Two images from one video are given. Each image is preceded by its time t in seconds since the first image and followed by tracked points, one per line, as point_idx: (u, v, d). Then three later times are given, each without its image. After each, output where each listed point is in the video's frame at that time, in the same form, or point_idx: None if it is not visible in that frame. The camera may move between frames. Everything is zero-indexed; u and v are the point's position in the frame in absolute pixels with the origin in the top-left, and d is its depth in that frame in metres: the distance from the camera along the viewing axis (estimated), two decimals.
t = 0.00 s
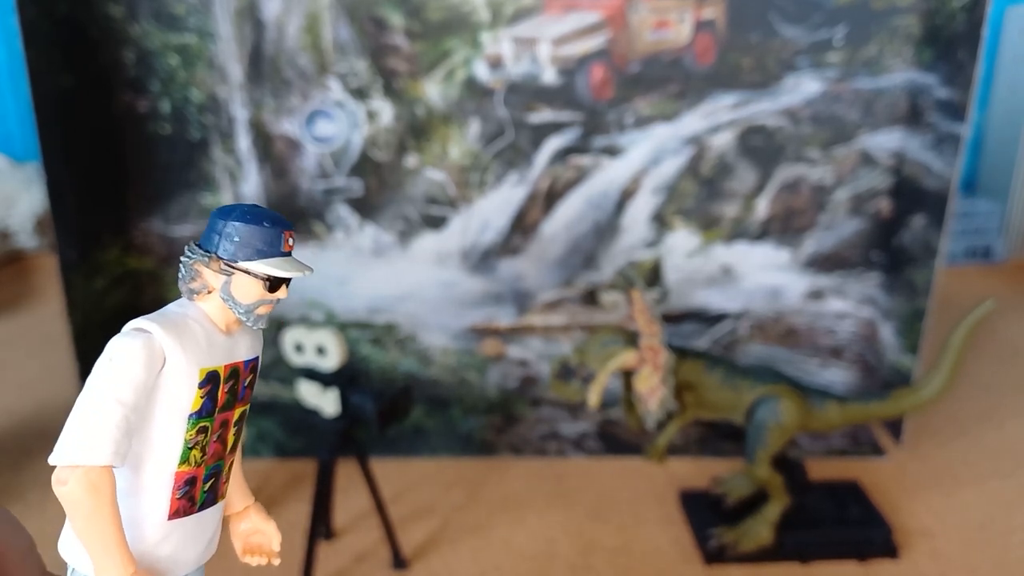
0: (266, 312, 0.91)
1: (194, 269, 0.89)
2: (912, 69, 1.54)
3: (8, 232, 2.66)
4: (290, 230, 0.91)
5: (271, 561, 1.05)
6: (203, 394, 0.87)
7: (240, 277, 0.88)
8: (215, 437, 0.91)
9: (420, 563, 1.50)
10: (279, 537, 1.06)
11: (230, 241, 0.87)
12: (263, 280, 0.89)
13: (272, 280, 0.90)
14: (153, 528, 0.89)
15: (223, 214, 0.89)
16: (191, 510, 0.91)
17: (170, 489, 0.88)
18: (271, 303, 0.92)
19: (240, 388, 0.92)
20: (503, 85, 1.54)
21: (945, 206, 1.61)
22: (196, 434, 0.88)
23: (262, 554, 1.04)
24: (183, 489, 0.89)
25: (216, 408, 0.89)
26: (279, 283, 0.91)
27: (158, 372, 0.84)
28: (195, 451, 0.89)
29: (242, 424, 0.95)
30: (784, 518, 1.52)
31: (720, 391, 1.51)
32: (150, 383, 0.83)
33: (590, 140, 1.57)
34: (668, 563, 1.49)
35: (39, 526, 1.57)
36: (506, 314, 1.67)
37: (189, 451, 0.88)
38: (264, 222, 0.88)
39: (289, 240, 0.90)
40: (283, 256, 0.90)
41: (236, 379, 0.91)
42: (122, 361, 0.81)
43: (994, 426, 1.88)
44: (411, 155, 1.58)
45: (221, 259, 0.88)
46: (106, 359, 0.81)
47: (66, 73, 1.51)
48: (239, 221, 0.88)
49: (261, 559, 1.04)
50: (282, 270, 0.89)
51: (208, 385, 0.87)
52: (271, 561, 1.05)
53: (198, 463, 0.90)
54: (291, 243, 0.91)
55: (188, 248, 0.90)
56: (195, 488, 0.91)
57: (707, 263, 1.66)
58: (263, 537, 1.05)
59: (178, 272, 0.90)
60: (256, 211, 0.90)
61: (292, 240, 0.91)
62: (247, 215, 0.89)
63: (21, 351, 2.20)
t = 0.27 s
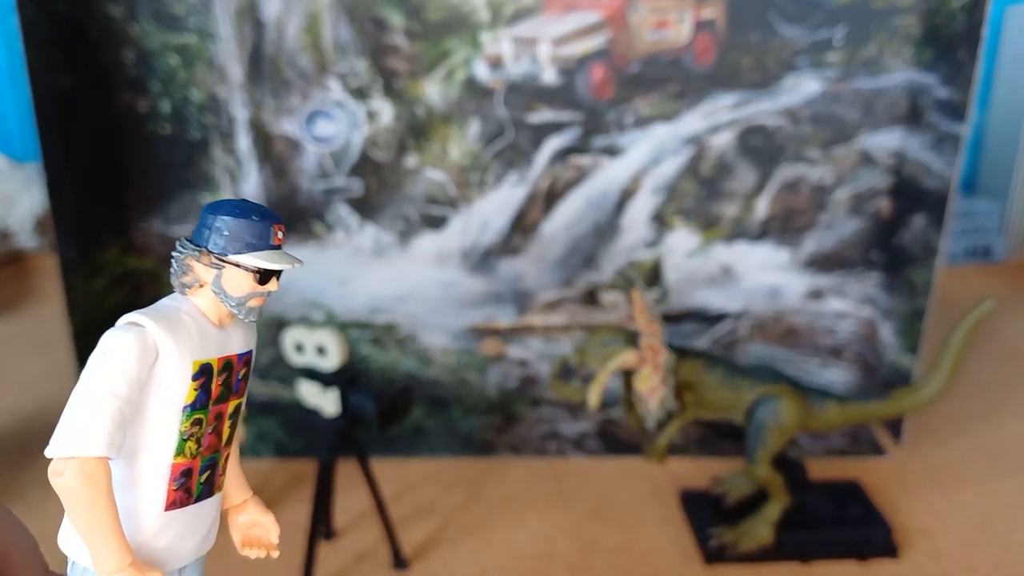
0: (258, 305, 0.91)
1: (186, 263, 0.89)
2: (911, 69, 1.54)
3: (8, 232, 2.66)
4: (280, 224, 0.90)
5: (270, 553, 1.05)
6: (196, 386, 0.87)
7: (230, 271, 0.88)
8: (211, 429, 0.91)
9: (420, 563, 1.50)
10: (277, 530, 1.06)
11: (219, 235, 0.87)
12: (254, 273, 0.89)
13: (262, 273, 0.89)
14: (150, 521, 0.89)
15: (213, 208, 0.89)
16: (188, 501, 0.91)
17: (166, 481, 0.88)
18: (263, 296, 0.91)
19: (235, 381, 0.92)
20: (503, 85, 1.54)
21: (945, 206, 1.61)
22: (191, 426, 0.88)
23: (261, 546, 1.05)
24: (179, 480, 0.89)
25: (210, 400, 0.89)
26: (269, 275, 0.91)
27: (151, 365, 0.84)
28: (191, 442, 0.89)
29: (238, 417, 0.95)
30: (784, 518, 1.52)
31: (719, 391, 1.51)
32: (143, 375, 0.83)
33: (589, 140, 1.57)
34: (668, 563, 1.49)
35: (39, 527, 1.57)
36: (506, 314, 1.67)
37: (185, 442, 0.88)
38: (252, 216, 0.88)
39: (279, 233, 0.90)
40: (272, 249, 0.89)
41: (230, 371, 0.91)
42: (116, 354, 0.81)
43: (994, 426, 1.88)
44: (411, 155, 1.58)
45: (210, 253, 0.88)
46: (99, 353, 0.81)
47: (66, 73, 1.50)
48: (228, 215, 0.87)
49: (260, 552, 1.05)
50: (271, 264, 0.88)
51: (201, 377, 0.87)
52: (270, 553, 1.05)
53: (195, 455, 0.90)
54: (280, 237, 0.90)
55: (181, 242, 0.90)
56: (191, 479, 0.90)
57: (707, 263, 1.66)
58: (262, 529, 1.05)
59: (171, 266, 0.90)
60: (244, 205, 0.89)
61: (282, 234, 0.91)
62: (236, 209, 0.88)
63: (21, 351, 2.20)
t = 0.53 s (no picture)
0: (253, 308, 0.91)
1: (181, 268, 0.89)
2: (911, 68, 1.54)
3: (8, 232, 2.67)
4: (274, 228, 0.91)
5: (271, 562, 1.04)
6: (192, 390, 0.87)
7: (225, 275, 0.88)
8: (207, 433, 0.91)
9: (420, 562, 1.50)
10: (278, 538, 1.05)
11: (214, 239, 0.87)
12: (248, 277, 0.89)
13: (256, 277, 0.89)
14: (146, 526, 0.89)
15: (209, 213, 0.89)
16: (184, 506, 0.91)
17: (162, 484, 0.88)
18: (257, 300, 0.91)
19: (231, 386, 0.92)
20: (503, 84, 1.54)
21: (945, 206, 1.61)
22: (187, 430, 0.88)
23: (262, 554, 1.04)
24: (176, 484, 0.89)
25: (206, 404, 0.89)
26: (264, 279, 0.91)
27: (147, 370, 0.84)
28: (187, 447, 0.89)
29: (235, 422, 0.95)
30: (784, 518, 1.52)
31: (720, 390, 1.51)
32: (138, 379, 0.83)
33: (590, 140, 1.57)
34: (669, 562, 1.49)
35: (39, 527, 1.57)
36: (506, 313, 1.67)
37: (181, 446, 0.88)
38: (247, 220, 0.88)
39: (273, 237, 0.90)
40: (266, 253, 0.89)
41: (226, 376, 0.91)
42: (111, 357, 0.81)
43: (994, 425, 1.88)
44: (411, 155, 1.58)
45: (206, 257, 0.88)
46: (94, 356, 0.81)
47: (66, 73, 1.50)
48: (223, 220, 0.88)
49: (260, 560, 1.04)
50: (265, 268, 0.89)
51: (196, 381, 0.87)
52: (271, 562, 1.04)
53: (190, 460, 0.90)
54: (275, 240, 0.91)
55: (176, 247, 0.90)
56: (188, 483, 0.90)
57: (707, 263, 1.66)
58: (263, 537, 1.04)
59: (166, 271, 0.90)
60: (239, 210, 0.90)
61: (276, 237, 0.91)
62: (230, 213, 0.89)
63: (21, 351, 2.20)
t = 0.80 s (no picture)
0: (176, 259, 0.88)
1: (102, 225, 0.88)
2: (911, 68, 1.55)
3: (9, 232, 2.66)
4: (187, 176, 0.88)
5: (256, 534, 0.96)
6: (119, 343, 0.86)
7: (136, 226, 0.86)
8: (147, 390, 0.88)
9: (420, 562, 1.50)
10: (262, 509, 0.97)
11: (124, 192, 0.86)
12: (159, 226, 0.86)
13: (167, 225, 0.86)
14: (90, 486, 0.86)
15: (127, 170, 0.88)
16: (131, 465, 0.88)
17: (101, 440, 0.86)
18: (182, 251, 0.89)
19: (174, 344, 0.90)
20: (503, 84, 1.54)
21: (945, 205, 1.61)
22: (119, 383, 0.86)
23: (246, 526, 0.96)
24: (116, 441, 0.87)
25: (139, 358, 0.87)
26: (179, 228, 0.87)
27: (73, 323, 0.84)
28: (123, 402, 0.87)
29: (187, 382, 0.92)
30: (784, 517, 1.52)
31: (719, 390, 1.52)
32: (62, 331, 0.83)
33: (590, 140, 1.57)
34: (669, 562, 1.49)
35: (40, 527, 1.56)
36: (506, 313, 1.67)
37: (115, 401, 0.86)
38: (154, 170, 0.86)
39: (185, 185, 0.87)
40: (179, 201, 0.86)
41: (165, 333, 0.89)
42: (33, 312, 0.82)
43: (994, 425, 1.88)
44: (411, 155, 1.58)
45: (118, 211, 0.86)
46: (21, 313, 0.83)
47: (66, 73, 1.50)
48: (132, 173, 0.86)
49: (243, 531, 0.96)
50: (176, 214, 0.86)
51: (123, 334, 0.86)
52: (256, 533, 0.96)
53: (129, 415, 0.87)
54: (188, 189, 0.87)
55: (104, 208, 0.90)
56: (131, 440, 0.87)
57: (707, 263, 1.66)
58: (244, 507, 0.97)
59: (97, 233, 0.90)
60: (152, 163, 0.88)
61: (191, 185, 0.88)
62: (142, 166, 0.87)
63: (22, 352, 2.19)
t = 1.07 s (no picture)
0: (149, 242, 0.87)
1: (77, 212, 0.88)
2: (911, 68, 1.55)
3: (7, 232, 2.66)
4: (155, 158, 0.87)
5: (246, 523, 0.94)
6: (93, 328, 0.85)
7: (107, 211, 0.86)
8: (125, 375, 0.87)
9: (420, 562, 1.50)
10: (253, 499, 0.94)
11: (94, 177, 0.86)
12: (128, 209, 0.85)
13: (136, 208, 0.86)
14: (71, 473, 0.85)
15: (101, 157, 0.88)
16: (111, 452, 0.87)
17: (80, 426, 0.85)
18: (155, 235, 0.88)
19: (153, 330, 0.89)
20: (503, 84, 1.54)
21: (945, 205, 1.61)
22: (95, 369, 0.85)
23: (236, 516, 0.94)
24: (95, 427, 0.86)
25: (116, 343, 0.86)
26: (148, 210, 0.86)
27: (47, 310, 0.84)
28: (100, 388, 0.86)
29: (169, 369, 0.91)
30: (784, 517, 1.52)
31: (720, 390, 1.52)
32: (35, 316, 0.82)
33: (589, 140, 1.57)
34: (669, 562, 1.49)
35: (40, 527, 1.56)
36: (506, 313, 1.67)
37: (92, 386, 0.85)
38: (122, 154, 0.86)
39: (152, 167, 0.86)
40: (147, 183, 0.86)
41: (142, 318, 0.88)
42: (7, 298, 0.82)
43: (994, 425, 1.88)
44: (411, 155, 1.58)
45: (90, 196, 0.86)
46: None
47: (66, 73, 1.50)
48: (102, 158, 0.86)
49: (235, 521, 0.94)
50: (144, 196, 0.85)
51: (98, 320, 0.85)
52: (246, 523, 0.94)
53: (107, 401, 0.86)
54: (156, 171, 0.87)
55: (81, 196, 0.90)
56: (110, 426, 0.86)
57: (707, 263, 1.66)
58: (234, 497, 0.94)
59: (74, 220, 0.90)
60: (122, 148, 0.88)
61: (160, 168, 0.87)
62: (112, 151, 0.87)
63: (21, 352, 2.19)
